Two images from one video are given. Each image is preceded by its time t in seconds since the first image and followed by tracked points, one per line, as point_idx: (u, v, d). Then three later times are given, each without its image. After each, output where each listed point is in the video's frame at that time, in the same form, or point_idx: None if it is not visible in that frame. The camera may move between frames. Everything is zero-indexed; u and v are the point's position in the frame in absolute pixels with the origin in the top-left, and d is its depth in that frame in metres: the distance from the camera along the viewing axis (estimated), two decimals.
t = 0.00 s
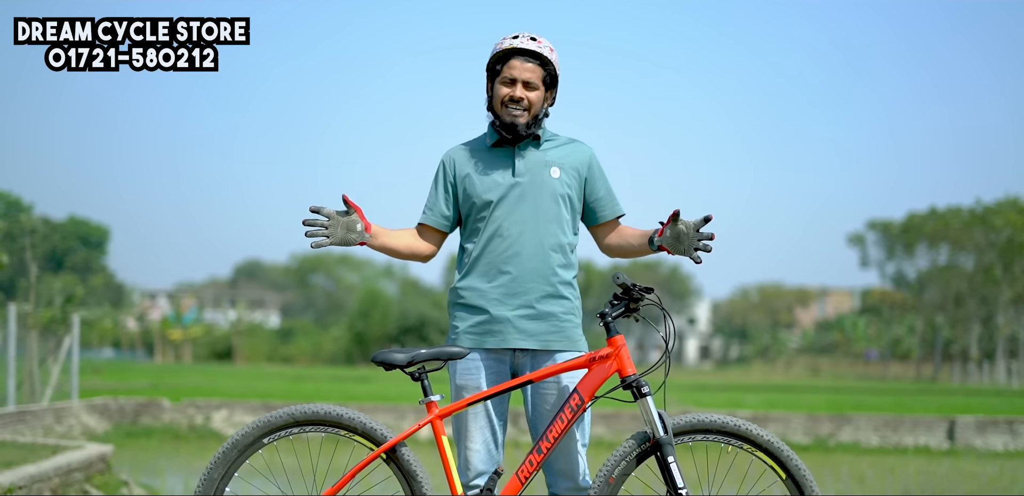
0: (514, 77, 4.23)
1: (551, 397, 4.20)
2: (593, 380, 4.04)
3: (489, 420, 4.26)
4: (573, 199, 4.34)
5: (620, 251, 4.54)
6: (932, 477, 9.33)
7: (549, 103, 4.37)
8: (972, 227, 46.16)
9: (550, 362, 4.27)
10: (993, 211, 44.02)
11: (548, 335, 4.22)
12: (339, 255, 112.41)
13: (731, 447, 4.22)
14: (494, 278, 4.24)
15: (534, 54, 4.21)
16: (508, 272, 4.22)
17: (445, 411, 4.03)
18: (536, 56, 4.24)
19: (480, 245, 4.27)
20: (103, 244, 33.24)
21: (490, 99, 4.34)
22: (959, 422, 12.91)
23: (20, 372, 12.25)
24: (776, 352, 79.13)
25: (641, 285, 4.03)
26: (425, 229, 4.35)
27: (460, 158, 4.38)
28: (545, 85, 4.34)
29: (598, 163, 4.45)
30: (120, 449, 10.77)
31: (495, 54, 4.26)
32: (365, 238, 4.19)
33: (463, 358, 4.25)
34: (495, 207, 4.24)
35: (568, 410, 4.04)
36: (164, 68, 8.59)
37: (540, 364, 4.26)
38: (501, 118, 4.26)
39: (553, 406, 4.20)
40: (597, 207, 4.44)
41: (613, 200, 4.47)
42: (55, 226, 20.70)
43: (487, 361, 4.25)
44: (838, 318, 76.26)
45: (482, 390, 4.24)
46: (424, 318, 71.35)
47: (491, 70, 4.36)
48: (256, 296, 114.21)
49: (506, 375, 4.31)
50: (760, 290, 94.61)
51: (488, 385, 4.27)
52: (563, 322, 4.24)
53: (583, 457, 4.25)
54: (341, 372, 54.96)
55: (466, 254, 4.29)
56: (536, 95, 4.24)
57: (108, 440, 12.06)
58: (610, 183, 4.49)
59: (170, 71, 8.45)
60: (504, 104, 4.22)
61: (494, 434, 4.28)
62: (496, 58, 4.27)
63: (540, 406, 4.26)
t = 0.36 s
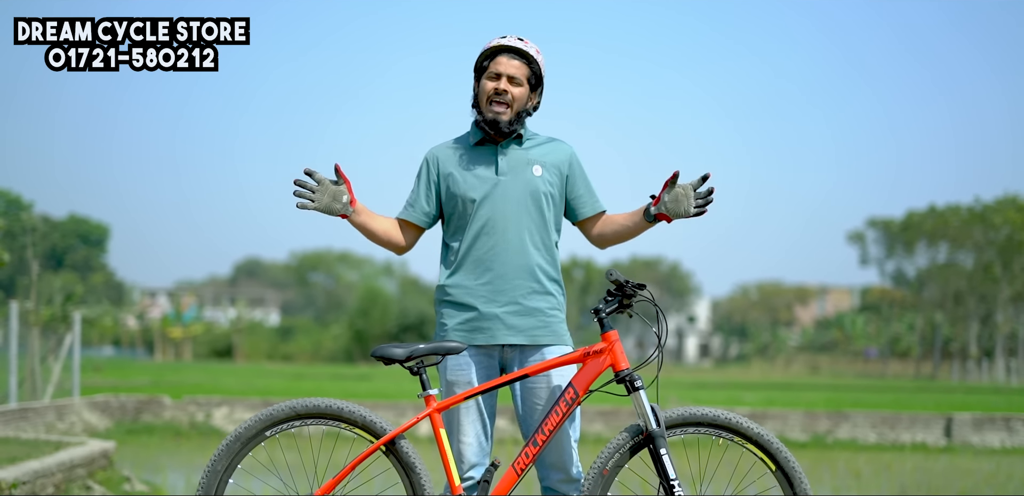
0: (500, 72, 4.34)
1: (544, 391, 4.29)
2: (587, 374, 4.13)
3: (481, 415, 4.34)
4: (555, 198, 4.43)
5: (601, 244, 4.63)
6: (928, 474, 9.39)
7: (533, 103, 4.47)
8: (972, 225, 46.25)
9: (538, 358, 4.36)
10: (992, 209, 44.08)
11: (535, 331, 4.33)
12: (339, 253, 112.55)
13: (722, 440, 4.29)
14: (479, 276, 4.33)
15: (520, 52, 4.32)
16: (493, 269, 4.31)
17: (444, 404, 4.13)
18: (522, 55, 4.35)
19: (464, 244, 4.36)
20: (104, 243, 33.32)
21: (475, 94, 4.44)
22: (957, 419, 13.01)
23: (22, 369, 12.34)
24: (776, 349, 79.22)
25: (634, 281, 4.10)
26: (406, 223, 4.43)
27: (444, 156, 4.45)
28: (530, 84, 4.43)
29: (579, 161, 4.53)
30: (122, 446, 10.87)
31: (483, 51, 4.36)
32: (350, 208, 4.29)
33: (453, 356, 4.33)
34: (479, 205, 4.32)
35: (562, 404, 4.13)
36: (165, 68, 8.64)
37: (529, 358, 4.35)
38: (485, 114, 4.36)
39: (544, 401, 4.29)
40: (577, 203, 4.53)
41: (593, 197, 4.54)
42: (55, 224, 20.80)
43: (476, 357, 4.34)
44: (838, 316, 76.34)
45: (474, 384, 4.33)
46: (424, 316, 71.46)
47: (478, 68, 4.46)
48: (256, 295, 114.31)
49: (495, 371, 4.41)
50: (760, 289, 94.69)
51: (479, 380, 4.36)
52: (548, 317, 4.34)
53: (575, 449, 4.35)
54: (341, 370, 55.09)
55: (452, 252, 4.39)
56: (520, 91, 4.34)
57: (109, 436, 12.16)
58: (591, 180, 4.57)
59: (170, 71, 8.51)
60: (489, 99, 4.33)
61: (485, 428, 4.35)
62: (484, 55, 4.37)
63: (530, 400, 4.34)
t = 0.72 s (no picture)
0: (505, 71, 4.41)
1: (546, 383, 4.41)
2: (586, 367, 4.19)
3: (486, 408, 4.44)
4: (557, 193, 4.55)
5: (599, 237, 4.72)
6: (927, 470, 9.42)
7: (538, 101, 4.56)
8: (972, 223, 46.29)
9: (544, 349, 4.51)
10: (991, 208, 44.19)
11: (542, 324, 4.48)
12: (339, 252, 112.58)
13: (718, 432, 4.32)
14: (485, 269, 4.46)
15: (525, 52, 4.40)
16: (500, 262, 4.45)
17: (442, 397, 4.17)
18: (528, 54, 4.43)
19: (471, 239, 4.47)
20: (104, 241, 33.34)
21: (479, 92, 4.53)
22: (955, 416, 13.07)
23: (22, 366, 12.35)
24: (776, 347, 79.31)
25: (632, 275, 4.14)
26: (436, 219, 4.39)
27: (450, 150, 4.56)
28: (534, 84, 4.53)
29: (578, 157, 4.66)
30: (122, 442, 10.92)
31: (489, 50, 4.45)
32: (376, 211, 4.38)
33: (459, 349, 4.48)
34: (486, 202, 4.43)
35: (561, 396, 4.18)
36: (165, 68, 8.66)
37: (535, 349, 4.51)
38: (489, 110, 4.45)
39: (546, 390, 4.40)
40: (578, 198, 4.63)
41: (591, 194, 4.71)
42: (55, 223, 20.81)
43: (486, 351, 4.49)
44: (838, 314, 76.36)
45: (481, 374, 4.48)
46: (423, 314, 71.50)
47: (483, 65, 4.55)
48: (256, 293, 114.24)
49: (503, 362, 4.56)
50: (759, 287, 94.72)
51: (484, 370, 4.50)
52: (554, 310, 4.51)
53: (575, 441, 4.42)
54: (341, 368, 55.08)
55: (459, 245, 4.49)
56: (524, 91, 4.42)
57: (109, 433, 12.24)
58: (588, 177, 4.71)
59: (170, 71, 8.52)
60: (494, 97, 4.41)
61: (490, 418, 4.46)
62: (488, 54, 4.46)
63: (533, 391, 4.45)
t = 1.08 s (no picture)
0: (523, 62, 4.53)
1: (551, 376, 4.43)
2: (586, 361, 4.20)
3: (497, 401, 4.45)
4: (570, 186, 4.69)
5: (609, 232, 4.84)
6: (927, 468, 9.44)
7: (555, 94, 4.66)
8: (972, 222, 46.28)
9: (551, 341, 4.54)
10: (991, 206, 44.26)
11: (555, 317, 4.52)
12: (339, 251, 112.62)
13: (719, 426, 4.32)
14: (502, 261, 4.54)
15: (544, 44, 4.51)
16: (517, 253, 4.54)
17: (444, 391, 4.17)
18: (546, 46, 4.54)
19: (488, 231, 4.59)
20: (103, 240, 33.37)
21: (498, 83, 4.65)
22: (955, 414, 13.07)
23: (22, 365, 12.35)
24: (775, 346, 79.30)
25: (632, 268, 4.15)
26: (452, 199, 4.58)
27: (471, 139, 4.74)
28: (553, 76, 4.63)
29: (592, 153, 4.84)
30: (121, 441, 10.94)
31: (510, 42, 4.57)
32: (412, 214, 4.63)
33: (473, 340, 4.53)
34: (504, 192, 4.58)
35: (562, 390, 4.20)
36: (165, 68, 8.65)
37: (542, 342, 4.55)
38: (507, 100, 4.57)
39: (553, 382, 4.42)
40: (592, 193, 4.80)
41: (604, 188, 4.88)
42: (54, 222, 20.80)
43: (495, 344, 4.52)
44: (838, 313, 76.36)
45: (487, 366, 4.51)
46: (423, 313, 71.54)
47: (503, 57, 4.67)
48: (256, 292, 114.27)
49: (511, 355, 4.59)
50: (759, 286, 94.71)
51: (498, 361, 4.54)
52: (569, 305, 4.55)
53: (580, 434, 4.44)
54: (341, 367, 55.12)
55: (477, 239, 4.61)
56: (542, 81, 4.53)
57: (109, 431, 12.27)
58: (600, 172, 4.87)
59: (170, 71, 8.52)
60: (512, 87, 4.53)
61: (502, 408, 4.47)
62: (508, 46, 4.57)
63: (540, 385, 4.47)
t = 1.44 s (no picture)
0: (536, 52, 4.53)
1: (553, 367, 4.43)
2: (587, 351, 4.21)
3: (500, 392, 4.46)
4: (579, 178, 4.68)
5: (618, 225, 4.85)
6: (928, 461, 9.45)
7: (568, 85, 4.67)
8: (972, 217, 46.30)
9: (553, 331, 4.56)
10: (991, 201, 44.32)
11: (559, 308, 4.53)
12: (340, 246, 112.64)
13: (719, 416, 4.32)
14: (506, 250, 4.56)
15: (556, 34, 4.51)
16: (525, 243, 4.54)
17: (444, 381, 4.18)
18: (558, 37, 4.54)
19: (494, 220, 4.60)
20: (104, 234, 33.40)
21: (510, 73, 4.67)
22: (956, 408, 13.06)
23: (23, 359, 12.35)
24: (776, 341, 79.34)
25: (633, 258, 4.15)
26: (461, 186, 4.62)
27: (483, 127, 4.77)
28: (566, 67, 4.63)
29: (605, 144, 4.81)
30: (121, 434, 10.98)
31: (522, 32, 4.58)
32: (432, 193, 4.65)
33: (477, 330, 4.56)
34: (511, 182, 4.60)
35: (563, 380, 4.21)
36: (165, 68, 8.64)
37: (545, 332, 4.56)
38: (519, 91, 4.58)
39: (553, 375, 4.43)
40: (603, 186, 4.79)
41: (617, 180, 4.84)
42: (55, 216, 20.77)
43: (499, 333, 4.55)
44: (838, 308, 76.41)
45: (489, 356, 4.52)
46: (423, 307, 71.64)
47: (516, 48, 4.68)
48: (256, 286, 114.35)
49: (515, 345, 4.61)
50: (759, 281, 94.75)
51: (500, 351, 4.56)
52: (574, 296, 4.55)
53: (582, 425, 4.44)
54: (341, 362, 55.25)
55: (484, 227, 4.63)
56: (553, 73, 4.53)
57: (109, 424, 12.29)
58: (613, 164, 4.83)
59: (170, 71, 8.50)
60: (524, 79, 4.54)
61: (505, 398, 4.47)
62: (521, 36, 4.58)
63: (543, 374, 4.49)
